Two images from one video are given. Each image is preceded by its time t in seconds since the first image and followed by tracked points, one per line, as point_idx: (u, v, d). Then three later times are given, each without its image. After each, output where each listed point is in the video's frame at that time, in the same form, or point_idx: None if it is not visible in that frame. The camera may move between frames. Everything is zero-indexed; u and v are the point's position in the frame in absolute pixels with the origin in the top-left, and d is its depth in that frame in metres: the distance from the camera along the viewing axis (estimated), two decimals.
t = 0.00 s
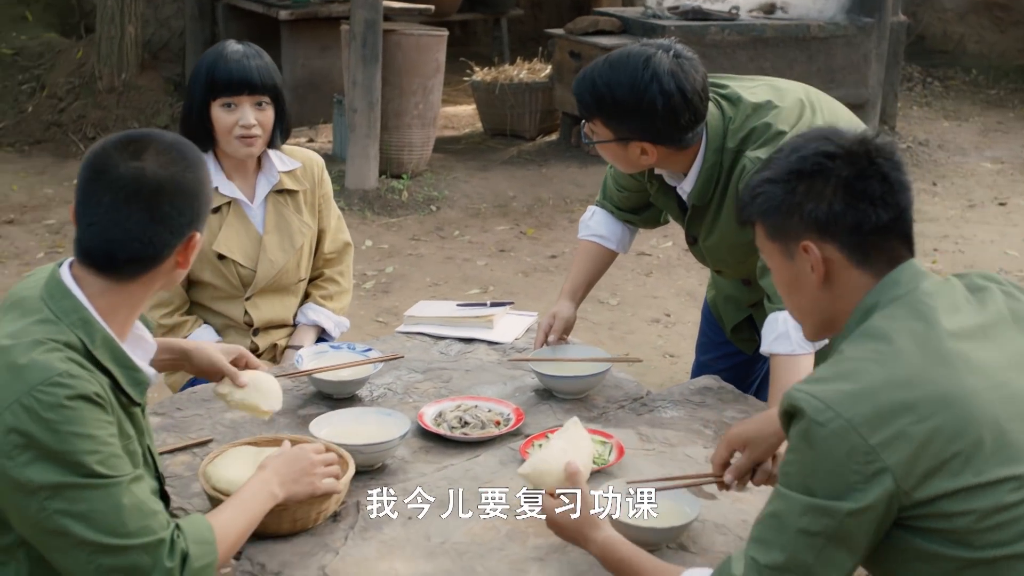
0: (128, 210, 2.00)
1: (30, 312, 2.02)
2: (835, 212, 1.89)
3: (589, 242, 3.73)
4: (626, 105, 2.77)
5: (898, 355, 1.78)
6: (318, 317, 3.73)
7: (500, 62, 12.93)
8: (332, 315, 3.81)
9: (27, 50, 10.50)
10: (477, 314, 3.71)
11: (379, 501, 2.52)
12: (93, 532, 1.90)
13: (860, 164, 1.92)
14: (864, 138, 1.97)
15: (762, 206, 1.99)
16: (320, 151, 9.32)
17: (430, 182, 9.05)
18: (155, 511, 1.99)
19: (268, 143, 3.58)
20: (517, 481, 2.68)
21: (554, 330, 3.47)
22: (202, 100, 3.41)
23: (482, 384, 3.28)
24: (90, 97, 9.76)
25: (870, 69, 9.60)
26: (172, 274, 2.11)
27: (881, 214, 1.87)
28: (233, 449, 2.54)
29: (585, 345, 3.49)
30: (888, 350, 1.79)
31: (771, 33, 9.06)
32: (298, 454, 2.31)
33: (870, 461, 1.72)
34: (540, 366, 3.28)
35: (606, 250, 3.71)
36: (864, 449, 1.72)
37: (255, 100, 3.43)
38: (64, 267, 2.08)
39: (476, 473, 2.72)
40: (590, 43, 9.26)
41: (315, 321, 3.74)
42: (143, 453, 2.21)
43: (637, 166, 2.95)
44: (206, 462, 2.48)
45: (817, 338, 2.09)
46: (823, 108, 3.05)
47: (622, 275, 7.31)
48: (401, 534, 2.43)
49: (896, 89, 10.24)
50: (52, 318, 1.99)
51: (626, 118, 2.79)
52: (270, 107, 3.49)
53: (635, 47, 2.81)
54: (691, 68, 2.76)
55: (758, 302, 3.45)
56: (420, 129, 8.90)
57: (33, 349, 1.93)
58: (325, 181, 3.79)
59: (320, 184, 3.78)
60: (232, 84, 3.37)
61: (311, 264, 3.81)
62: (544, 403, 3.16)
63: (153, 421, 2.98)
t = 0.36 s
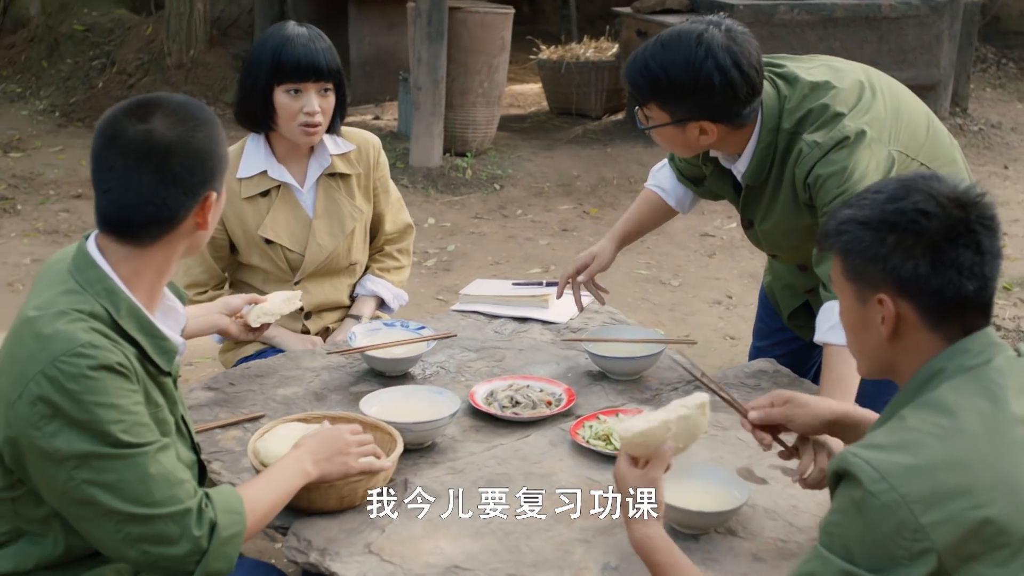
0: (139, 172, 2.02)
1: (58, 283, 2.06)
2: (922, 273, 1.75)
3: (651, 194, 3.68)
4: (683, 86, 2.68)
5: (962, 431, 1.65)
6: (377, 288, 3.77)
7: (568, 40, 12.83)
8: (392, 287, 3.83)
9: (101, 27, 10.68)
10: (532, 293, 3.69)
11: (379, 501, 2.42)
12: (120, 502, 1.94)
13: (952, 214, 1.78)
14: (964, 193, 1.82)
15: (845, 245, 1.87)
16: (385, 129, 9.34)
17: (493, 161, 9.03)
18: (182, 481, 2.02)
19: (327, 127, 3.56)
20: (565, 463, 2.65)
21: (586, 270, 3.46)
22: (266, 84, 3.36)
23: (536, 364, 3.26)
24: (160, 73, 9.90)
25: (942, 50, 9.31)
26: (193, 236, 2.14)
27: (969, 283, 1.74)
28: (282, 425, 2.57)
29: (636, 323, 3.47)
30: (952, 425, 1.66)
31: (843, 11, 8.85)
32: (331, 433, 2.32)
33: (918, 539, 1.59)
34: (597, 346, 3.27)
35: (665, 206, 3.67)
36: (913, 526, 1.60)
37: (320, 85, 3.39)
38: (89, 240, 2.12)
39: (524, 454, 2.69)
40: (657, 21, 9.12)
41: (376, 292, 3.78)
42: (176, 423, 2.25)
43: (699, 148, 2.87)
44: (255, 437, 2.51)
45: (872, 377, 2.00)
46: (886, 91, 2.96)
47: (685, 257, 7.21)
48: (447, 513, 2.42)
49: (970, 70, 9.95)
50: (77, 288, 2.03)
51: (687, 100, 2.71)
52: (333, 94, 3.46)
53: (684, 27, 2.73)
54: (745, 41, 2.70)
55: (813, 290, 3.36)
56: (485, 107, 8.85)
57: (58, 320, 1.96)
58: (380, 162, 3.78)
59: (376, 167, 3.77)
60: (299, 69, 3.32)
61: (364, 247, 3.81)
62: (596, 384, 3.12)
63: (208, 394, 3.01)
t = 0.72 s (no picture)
0: (120, 149, 2.05)
1: (44, 263, 2.10)
2: (942, 274, 1.71)
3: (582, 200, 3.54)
4: (704, 64, 2.63)
5: (952, 450, 1.62)
6: (371, 292, 3.73)
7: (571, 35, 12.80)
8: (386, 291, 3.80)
9: (102, 20, 10.65)
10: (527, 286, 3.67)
11: (379, 501, 2.39)
12: (94, 477, 1.94)
13: (976, 209, 1.73)
14: (1000, 194, 1.75)
15: (868, 230, 1.83)
16: (386, 122, 9.33)
17: (495, 155, 9.00)
18: (159, 460, 2.02)
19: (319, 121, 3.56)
20: (558, 455, 2.64)
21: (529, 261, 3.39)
22: (257, 85, 3.35)
23: (531, 356, 3.24)
24: (161, 66, 9.87)
25: (947, 44, 9.23)
26: (175, 218, 2.15)
27: (988, 290, 1.70)
28: (273, 414, 2.55)
29: (631, 315, 3.46)
30: (942, 443, 1.63)
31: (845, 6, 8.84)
32: (320, 428, 2.32)
33: (896, 558, 1.58)
34: (593, 339, 3.24)
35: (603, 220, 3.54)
36: (892, 544, 1.58)
37: (313, 84, 3.38)
38: (73, 222, 2.14)
39: (518, 446, 2.68)
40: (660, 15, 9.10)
41: (369, 295, 3.73)
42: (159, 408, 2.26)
43: (710, 132, 2.82)
44: (246, 427, 2.50)
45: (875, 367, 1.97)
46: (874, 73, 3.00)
47: (685, 251, 7.19)
48: (440, 503, 2.42)
49: (973, 65, 9.92)
50: (60, 268, 2.06)
51: (709, 78, 2.66)
52: (324, 92, 3.46)
53: (674, 8, 2.68)
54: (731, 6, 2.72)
55: (802, 280, 3.28)
56: (486, 101, 8.81)
57: (38, 294, 2.00)
58: (373, 155, 3.76)
59: (370, 159, 3.76)
60: (290, 67, 3.30)
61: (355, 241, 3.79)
62: (591, 376, 3.11)
63: (201, 386, 3.01)
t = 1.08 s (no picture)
0: (130, 151, 2.04)
1: (52, 264, 2.10)
2: (965, 274, 1.67)
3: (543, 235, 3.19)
4: (694, 61, 2.55)
5: (967, 458, 1.60)
6: (388, 293, 3.71)
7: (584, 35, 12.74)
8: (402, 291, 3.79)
9: (116, 23, 10.68)
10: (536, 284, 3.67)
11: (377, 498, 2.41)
12: (100, 480, 1.94)
13: (1001, 207, 1.68)
14: None
15: (887, 228, 1.80)
16: (400, 123, 9.33)
17: (508, 155, 8.99)
18: (167, 463, 2.03)
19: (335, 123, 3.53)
20: (566, 454, 2.62)
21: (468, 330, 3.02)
22: (268, 87, 3.35)
23: (541, 355, 3.23)
24: (174, 69, 9.90)
25: (961, 42, 9.08)
26: (183, 220, 2.15)
27: (1013, 290, 1.65)
28: (280, 414, 2.55)
29: (640, 313, 3.44)
30: (957, 451, 1.61)
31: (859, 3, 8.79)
32: (327, 430, 2.31)
33: (902, 566, 1.57)
34: (602, 338, 3.23)
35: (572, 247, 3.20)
36: (899, 552, 1.57)
37: (324, 84, 3.36)
38: (81, 223, 2.14)
39: (527, 444, 2.67)
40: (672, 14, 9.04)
41: (384, 297, 3.71)
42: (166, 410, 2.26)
43: (701, 129, 2.76)
44: (254, 427, 2.50)
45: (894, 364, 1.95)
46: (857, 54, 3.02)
47: (699, 250, 7.16)
48: (448, 502, 2.41)
49: (989, 62, 9.85)
50: (67, 269, 2.06)
51: (698, 73, 2.58)
52: (338, 91, 3.43)
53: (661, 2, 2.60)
54: None
55: (790, 271, 3.29)
56: (499, 101, 8.79)
57: (46, 296, 2.00)
58: (392, 159, 3.75)
59: (387, 163, 3.75)
60: (299, 70, 3.29)
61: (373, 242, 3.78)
62: (601, 374, 3.10)
63: (210, 386, 3.01)
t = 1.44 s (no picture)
0: (128, 156, 2.05)
1: (49, 271, 2.10)
2: (934, 289, 1.70)
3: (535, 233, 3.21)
4: (646, 67, 2.58)
5: (968, 466, 1.60)
6: (395, 296, 3.74)
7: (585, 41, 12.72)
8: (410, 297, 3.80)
9: (117, 31, 10.70)
10: (534, 289, 3.67)
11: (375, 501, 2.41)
12: (95, 486, 1.95)
13: (964, 219, 1.71)
14: (987, 201, 1.74)
15: (852, 251, 1.82)
16: (400, 129, 9.34)
17: (508, 160, 8.98)
18: (161, 469, 2.03)
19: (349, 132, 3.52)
20: (561, 459, 2.63)
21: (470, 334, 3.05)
22: (283, 99, 3.35)
23: (537, 359, 3.24)
24: (175, 76, 9.90)
25: (961, 46, 9.15)
26: (180, 228, 2.16)
27: (983, 301, 1.68)
28: (277, 419, 2.56)
29: (636, 318, 3.45)
30: (958, 460, 1.61)
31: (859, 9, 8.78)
32: (321, 433, 2.32)
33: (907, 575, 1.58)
34: (599, 342, 3.23)
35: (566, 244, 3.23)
36: (904, 562, 1.57)
37: (338, 96, 3.37)
38: (77, 230, 2.15)
39: (522, 449, 2.67)
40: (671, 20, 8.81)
41: (394, 300, 3.73)
42: (163, 416, 2.27)
43: (665, 126, 2.78)
44: (250, 432, 2.50)
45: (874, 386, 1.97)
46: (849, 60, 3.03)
47: (699, 255, 7.16)
48: (444, 506, 2.41)
49: (989, 66, 9.85)
50: (64, 276, 2.07)
51: (651, 78, 2.60)
52: (352, 102, 3.43)
53: None
54: (703, 10, 2.58)
55: (778, 272, 3.29)
56: (499, 107, 8.79)
57: (42, 303, 2.01)
58: (403, 166, 3.76)
59: (399, 171, 3.75)
60: (313, 82, 3.30)
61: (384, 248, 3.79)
62: (598, 379, 3.10)
63: (207, 391, 3.01)
